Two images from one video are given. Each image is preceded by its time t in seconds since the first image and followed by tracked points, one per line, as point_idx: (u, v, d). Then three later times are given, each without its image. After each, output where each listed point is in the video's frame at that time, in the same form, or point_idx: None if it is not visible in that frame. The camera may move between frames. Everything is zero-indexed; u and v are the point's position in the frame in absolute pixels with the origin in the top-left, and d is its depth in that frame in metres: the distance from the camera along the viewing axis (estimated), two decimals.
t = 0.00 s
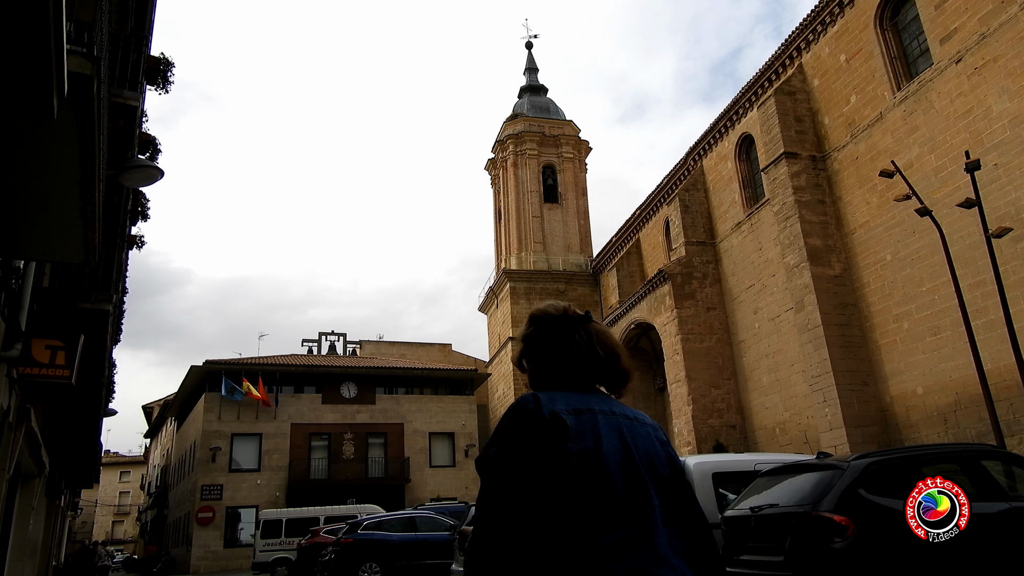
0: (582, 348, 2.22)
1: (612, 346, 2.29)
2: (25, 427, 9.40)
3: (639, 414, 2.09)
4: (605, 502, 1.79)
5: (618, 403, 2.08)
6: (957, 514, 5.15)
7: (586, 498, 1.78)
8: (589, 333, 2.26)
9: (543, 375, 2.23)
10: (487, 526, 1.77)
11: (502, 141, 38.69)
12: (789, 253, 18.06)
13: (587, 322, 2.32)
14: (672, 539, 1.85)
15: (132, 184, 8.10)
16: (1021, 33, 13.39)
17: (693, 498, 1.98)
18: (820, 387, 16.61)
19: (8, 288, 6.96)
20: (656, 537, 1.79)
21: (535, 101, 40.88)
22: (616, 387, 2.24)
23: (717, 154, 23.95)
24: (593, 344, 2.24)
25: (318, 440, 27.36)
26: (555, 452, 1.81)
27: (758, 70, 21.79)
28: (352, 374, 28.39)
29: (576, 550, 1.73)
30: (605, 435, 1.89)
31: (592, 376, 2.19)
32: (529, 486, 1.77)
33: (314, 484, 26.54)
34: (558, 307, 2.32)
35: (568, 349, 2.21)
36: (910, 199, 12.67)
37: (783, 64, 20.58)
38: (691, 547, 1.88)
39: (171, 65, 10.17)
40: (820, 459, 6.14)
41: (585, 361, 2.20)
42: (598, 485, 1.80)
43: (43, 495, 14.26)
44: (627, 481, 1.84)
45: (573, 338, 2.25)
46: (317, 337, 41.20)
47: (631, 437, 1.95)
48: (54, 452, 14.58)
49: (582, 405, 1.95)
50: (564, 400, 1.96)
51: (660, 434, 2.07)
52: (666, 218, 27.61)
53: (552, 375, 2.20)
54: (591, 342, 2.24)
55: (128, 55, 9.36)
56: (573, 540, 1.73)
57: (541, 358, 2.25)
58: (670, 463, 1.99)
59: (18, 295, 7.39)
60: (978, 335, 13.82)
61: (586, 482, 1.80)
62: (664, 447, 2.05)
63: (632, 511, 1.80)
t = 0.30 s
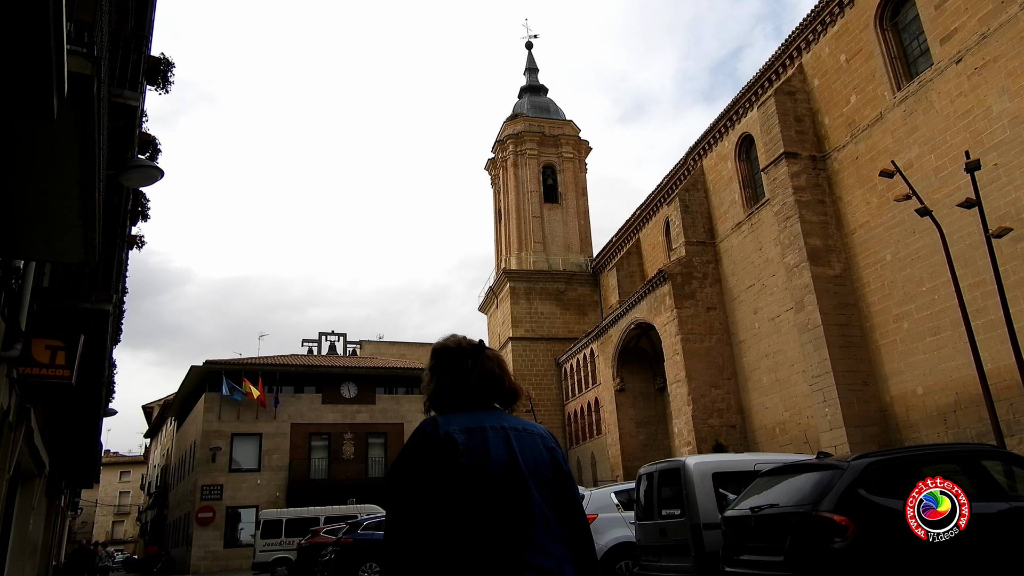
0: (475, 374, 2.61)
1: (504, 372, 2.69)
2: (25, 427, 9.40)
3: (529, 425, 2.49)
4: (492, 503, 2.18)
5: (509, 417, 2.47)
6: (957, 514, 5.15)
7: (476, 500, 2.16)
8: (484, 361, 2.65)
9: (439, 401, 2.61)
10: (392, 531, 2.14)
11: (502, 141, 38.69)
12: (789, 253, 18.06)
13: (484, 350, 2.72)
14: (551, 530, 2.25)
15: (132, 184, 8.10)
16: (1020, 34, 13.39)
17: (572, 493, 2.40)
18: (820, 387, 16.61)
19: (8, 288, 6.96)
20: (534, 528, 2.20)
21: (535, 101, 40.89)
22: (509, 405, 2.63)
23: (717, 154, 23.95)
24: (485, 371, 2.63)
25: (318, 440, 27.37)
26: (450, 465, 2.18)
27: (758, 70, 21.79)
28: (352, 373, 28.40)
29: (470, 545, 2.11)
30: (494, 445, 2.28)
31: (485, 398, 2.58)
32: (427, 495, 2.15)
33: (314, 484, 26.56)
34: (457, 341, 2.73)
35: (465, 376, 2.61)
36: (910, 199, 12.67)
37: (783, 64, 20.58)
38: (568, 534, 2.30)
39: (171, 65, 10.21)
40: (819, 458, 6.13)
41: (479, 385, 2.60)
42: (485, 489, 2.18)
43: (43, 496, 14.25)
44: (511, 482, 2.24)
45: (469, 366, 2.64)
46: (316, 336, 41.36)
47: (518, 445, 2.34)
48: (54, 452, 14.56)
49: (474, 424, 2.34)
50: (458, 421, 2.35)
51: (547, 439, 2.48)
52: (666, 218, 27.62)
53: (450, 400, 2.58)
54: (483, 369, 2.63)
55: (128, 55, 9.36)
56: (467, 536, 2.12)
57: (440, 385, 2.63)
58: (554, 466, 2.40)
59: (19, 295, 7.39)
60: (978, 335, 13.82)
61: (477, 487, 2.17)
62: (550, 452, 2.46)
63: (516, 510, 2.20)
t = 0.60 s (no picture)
0: (423, 402, 2.88)
1: (448, 399, 2.96)
2: (25, 427, 9.40)
3: (468, 449, 2.80)
4: (425, 520, 2.52)
5: (449, 443, 2.79)
6: (957, 514, 5.15)
7: (411, 516, 2.51)
8: (432, 391, 2.92)
9: (390, 425, 2.85)
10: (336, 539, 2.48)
11: (502, 141, 38.69)
12: (789, 253, 18.06)
13: (434, 381, 3.00)
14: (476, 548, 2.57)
15: (132, 184, 8.10)
16: (1021, 33, 13.39)
17: (501, 514, 2.71)
18: (820, 387, 16.62)
19: (8, 287, 6.95)
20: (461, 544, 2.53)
21: (535, 101, 40.88)
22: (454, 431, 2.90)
23: (717, 153, 23.95)
24: (432, 400, 2.90)
25: (318, 440, 27.36)
26: (389, 486, 2.52)
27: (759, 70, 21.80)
28: (352, 373, 28.39)
29: (398, 560, 2.45)
30: (431, 469, 2.61)
31: (431, 424, 2.86)
32: (366, 510, 2.48)
33: (314, 484, 26.56)
34: (410, 369, 2.99)
35: (414, 404, 2.87)
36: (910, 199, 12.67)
37: (783, 64, 20.59)
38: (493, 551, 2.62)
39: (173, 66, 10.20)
40: (819, 459, 6.13)
41: (428, 413, 2.87)
42: (419, 508, 2.53)
43: (42, 496, 14.23)
44: (443, 503, 2.57)
45: (418, 397, 2.91)
46: (317, 337, 41.27)
47: (452, 469, 2.66)
48: (54, 452, 14.55)
49: (416, 449, 2.67)
50: (402, 446, 2.67)
51: (483, 463, 2.78)
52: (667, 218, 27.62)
53: (399, 424, 2.84)
54: (430, 398, 2.90)
55: (128, 55, 9.37)
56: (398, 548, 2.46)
57: (391, 411, 2.89)
58: (485, 490, 2.71)
59: (18, 295, 7.39)
60: (978, 335, 13.82)
61: (413, 505, 2.52)
62: (484, 477, 2.75)
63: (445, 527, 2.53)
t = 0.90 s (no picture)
0: (387, 413, 3.04)
1: (408, 411, 3.12)
2: (25, 426, 9.40)
3: (418, 457, 3.03)
4: (378, 517, 2.73)
5: (406, 449, 3.01)
6: (957, 514, 5.15)
7: (367, 514, 2.72)
8: (396, 403, 3.08)
9: (354, 432, 3.02)
10: (298, 532, 2.70)
11: (502, 141, 38.70)
12: (789, 253, 18.06)
13: (397, 389, 3.18)
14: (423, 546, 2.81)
15: (133, 184, 8.09)
16: (1021, 33, 13.39)
17: (446, 515, 2.94)
18: (820, 387, 16.61)
19: (8, 288, 6.94)
20: (408, 540, 2.75)
21: (535, 101, 40.87)
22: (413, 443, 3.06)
23: (717, 153, 23.95)
24: (395, 411, 3.06)
25: (318, 440, 27.35)
26: (351, 484, 2.74)
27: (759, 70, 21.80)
28: (352, 374, 28.37)
29: (354, 554, 2.67)
30: (387, 472, 2.82)
31: (392, 433, 3.03)
32: (328, 506, 2.70)
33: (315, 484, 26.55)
34: (377, 381, 3.15)
35: (377, 411, 3.03)
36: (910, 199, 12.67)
37: (783, 64, 20.59)
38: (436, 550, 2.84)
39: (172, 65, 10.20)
40: (819, 459, 6.13)
41: (391, 422, 3.04)
42: (377, 503, 2.75)
43: (43, 496, 14.22)
44: (395, 502, 2.78)
45: (380, 407, 3.07)
46: (317, 337, 41.08)
47: (404, 471, 2.88)
48: (54, 452, 14.54)
49: (375, 453, 2.88)
50: (363, 450, 2.89)
51: (432, 471, 3.00)
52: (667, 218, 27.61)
53: (363, 431, 3.00)
54: (394, 411, 3.06)
55: (128, 55, 9.35)
56: (354, 544, 2.68)
57: (357, 419, 3.05)
58: (433, 492, 2.94)
59: (19, 295, 7.40)
60: (978, 335, 13.82)
61: (369, 502, 2.74)
62: (433, 481, 2.98)
63: (396, 524, 2.75)
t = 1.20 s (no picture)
0: (345, 439, 3.21)
1: (366, 433, 3.29)
2: (25, 427, 9.40)
3: (376, 475, 3.21)
4: (336, 533, 2.96)
5: (364, 468, 3.20)
6: (957, 514, 5.15)
7: (325, 529, 2.96)
8: (353, 428, 3.24)
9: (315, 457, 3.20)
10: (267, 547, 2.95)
11: (502, 141, 38.71)
12: (789, 253, 18.06)
13: (355, 417, 3.30)
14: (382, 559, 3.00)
15: (132, 185, 8.10)
16: (1020, 34, 13.40)
17: (403, 528, 3.12)
18: (820, 387, 16.62)
19: (8, 288, 6.94)
20: (363, 553, 2.95)
21: (535, 101, 40.88)
22: (370, 465, 3.21)
23: (717, 154, 23.95)
24: (354, 436, 3.23)
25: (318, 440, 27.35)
26: (311, 505, 2.97)
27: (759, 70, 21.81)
28: (352, 374, 28.38)
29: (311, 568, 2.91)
30: (344, 492, 3.03)
31: (351, 456, 3.20)
32: (291, 524, 2.94)
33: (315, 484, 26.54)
34: (339, 407, 3.31)
35: (333, 437, 3.20)
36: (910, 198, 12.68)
37: (783, 64, 20.60)
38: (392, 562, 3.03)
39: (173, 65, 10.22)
40: (820, 458, 6.13)
41: (350, 447, 3.20)
42: (334, 520, 2.97)
43: (43, 495, 14.22)
44: (351, 519, 2.99)
45: (339, 433, 3.23)
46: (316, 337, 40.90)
47: (361, 489, 3.07)
48: (54, 451, 14.55)
49: (334, 474, 3.10)
50: (324, 472, 3.11)
51: (390, 487, 3.18)
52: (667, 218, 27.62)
53: (323, 455, 3.18)
54: (352, 436, 3.22)
55: (128, 55, 9.36)
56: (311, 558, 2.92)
57: (317, 444, 3.23)
58: (389, 508, 3.12)
59: (19, 295, 7.39)
60: (978, 335, 13.82)
61: (327, 519, 2.96)
62: (389, 497, 3.16)
63: (353, 539, 2.96)
